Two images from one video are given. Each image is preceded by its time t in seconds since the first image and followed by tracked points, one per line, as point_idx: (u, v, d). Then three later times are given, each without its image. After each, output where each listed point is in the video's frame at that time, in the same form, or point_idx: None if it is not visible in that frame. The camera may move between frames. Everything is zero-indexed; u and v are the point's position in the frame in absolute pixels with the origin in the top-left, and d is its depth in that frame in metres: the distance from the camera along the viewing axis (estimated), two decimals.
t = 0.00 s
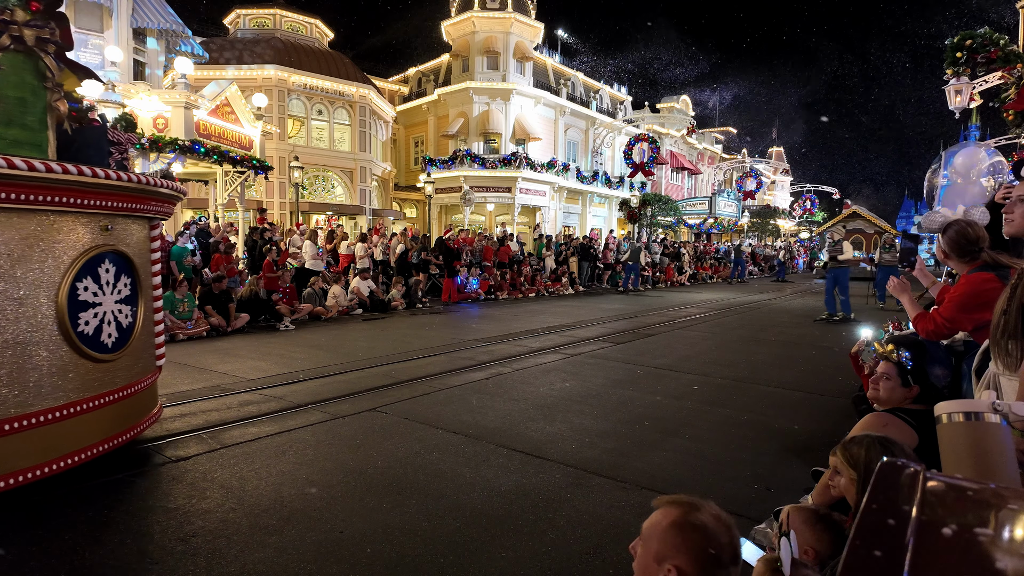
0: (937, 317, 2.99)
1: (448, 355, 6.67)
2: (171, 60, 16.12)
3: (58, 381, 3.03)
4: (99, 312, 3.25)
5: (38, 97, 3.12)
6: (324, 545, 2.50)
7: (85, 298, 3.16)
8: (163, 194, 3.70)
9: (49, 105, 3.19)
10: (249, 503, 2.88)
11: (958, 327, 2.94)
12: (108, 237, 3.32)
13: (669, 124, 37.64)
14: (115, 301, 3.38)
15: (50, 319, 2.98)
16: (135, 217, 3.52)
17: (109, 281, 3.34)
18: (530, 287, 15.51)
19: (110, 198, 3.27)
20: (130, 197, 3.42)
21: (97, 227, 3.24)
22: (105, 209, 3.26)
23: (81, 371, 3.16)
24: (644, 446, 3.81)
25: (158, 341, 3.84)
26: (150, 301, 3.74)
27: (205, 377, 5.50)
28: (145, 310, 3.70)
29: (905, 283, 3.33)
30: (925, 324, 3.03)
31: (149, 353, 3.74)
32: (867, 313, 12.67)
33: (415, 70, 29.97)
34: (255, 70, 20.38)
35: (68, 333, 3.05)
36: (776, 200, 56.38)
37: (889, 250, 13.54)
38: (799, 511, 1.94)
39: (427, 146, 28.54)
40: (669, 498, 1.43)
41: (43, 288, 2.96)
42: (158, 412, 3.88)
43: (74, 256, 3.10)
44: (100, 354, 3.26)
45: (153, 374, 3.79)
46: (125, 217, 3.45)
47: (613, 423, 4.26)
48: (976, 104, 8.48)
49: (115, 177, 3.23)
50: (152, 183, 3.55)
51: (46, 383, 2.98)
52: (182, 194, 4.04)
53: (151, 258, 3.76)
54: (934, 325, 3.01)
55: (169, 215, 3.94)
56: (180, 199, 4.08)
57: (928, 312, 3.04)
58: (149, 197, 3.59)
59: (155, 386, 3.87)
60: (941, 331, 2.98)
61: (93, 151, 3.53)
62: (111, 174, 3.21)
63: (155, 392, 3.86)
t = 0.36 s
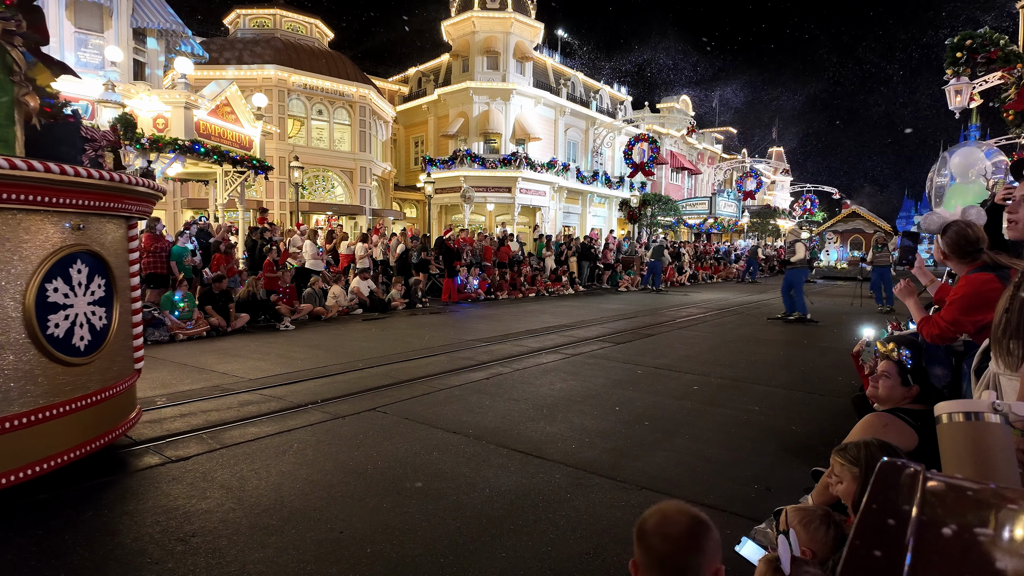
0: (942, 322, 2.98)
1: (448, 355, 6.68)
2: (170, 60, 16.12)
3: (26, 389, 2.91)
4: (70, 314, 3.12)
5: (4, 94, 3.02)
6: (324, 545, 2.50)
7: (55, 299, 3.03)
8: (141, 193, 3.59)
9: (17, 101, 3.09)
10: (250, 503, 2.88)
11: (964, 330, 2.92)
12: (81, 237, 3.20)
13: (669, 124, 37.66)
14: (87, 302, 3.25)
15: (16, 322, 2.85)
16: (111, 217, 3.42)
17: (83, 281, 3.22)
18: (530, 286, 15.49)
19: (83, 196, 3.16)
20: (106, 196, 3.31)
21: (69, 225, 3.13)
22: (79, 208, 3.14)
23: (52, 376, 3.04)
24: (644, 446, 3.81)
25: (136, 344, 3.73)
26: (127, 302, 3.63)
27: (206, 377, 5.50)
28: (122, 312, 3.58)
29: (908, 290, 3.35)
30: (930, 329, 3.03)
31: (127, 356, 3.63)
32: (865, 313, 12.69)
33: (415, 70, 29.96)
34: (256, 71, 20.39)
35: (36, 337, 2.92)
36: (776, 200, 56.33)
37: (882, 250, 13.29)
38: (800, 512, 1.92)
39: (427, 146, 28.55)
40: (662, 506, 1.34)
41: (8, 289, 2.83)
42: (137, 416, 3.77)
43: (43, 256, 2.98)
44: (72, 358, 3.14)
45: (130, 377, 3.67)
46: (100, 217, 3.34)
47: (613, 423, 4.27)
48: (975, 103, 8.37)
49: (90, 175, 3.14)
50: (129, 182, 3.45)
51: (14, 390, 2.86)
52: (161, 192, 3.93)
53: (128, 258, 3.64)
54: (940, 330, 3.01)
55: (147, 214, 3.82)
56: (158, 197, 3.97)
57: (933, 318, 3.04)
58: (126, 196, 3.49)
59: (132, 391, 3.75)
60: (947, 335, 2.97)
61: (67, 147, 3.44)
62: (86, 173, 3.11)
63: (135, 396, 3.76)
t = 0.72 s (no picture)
0: (942, 324, 2.99)
1: (447, 355, 6.68)
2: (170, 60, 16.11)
3: None
4: (38, 316, 3.04)
5: None
6: (324, 545, 2.50)
7: (21, 301, 2.95)
8: (115, 191, 3.51)
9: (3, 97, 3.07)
10: (249, 503, 2.87)
11: (964, 332, 2.92)
12: (49, 236, 3.12)
13: (669, 124, 37.65)
14: (56, 304, 3.17)
15: None
16: (81, 216, 3.33)
17: (51, 282, 3.14)
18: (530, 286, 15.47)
19: (53, 195, 3.09)
20: (77, 194, 3.23)
21: (36, 224, 3.05)
22: (47, 207, 3.07)
23: (20, 380, 2.95)
24: (644, 446, 3.81)
25: (111, 347, 3.66)
26: (102, 304, 3.55)
27: (205, 377, 5.49)
28: (95, 314, 3.50)
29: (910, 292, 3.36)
30: (931, 332, 3.03)
31: (101, 359, 3.55)
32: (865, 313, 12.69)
33: (415, 70, 29.96)
34: (256, 71, 20.40)
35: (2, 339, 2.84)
36: (777, 200, 56.28)
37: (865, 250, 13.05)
38: (799, 511, 1.91)
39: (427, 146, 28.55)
40: (651, 510, 1.34)
41: None
42: (112, 421, 3.68)
43: (9, 255, 2.90)
44: (41, 361, 3.06)
45: (105, 380, 3.59)
46: (70, 216, 3.26)
47: (613, 423, 4.27)
48: (975, 103, 8.34)
49: (60, 173, 3.06)
50: (102, 180, 3.37)
51: None
52: (138, 191, 3.86)
53: (102, 259, 3.57)
54: (941, 333, 3.01)
55: (124, 213, 3.75)
56: (136, 196, 3.89)
57: (933, 320, 3.05)
58: (99, 195, 3.41)
59: (108, 394, 3.67)
60: (949, 337, 2.96)
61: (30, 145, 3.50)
62: (56, 170, 3.03)
63: (110, 400, 3.68)
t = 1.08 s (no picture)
0: (945, 322, 2.98)
1: (447, 355, 6.68)
2: (170, 60, 16.12)
3: None
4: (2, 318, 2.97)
5: None
6: (323, 545, 2.50)
7: None
8: (87, 189, 3.46)
9: None
10: (249, 503, 2.88)
11: (966, 330, 2.92)
12: (13, 235, 3.06)
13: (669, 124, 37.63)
14: (23, 306, 3.11)
15: None
16: (50, 214, 3.27)
17: (16, 282, 3.07)
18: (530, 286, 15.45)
19: (18, 192, 3.04)
20: (44, 192, 3.18)
21: None
22: (11, 204, 3.01)
23: None
24: (644, 446, 3.81)
25: (86, 349, 3.58)
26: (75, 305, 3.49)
27: (205, 378, 5.49)
28: (68, 315, 3.44)
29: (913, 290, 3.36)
30: (933, 330, 3.03)
31: (74, 361, 3.48)
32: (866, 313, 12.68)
33: (415, 70, 29.96)
34: (256, 71, 20.41)
35: None
36: (777, 200, 56.27)
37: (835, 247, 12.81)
38: (796, 513, 1.91)
39: (427, 146, 28.55)
40: (653, 513, 1.33)
41: None
42: (87, 426, 3.60)
43: None
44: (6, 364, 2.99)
45: (79, 384, 3.51)
46: (38, 214, 3.20)
47: (613, 423, 4.27)
48: (975, 102, 8.32)
49: (21, 169, 3.00)
50: (72, 178, 3.32)
51: None
52: (114, 190, 3.81)
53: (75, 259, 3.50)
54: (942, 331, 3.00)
55: (98, 212, 3.70)
56: (112, 195, 3.85)
57: (934, 318, 3.04)
58: (70, 193, 3.36)
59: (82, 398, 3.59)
60: (951, 336, 2.95)
61: None
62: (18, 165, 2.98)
63: (85, 404, 3.60)
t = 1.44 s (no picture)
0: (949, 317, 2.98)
1: (447, 355, 6.68)
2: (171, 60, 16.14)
3: None
4: None
5: None
6: (323, 545, 2.50)
7: None
8: (58, 188, 3.41)
9: None
10: (250, 503, 2.88)
11: (970, 326, 2.92)
12: None
13: (669, 124, 37.62)
14: None
15: None
16: (21, 213, 3.23)
17: None
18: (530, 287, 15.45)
19: None
20: (14, 190, 3.13)
21: None
22: None
23: None
24: (645, 446, 3.81)
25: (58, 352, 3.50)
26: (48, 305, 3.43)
27: (204, 378, 5.49)
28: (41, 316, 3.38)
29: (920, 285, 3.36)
30: (936, 325, 3.03)
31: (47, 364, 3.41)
32: (866, 313, 12.68)
33: (415, 70, 29.96)
34: (256, 71, 20.42)
35: None
36: (777, 200, 56.29)
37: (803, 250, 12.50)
38: (795, 510, 1.90)
39: (427, 146, 28.54)
40: (660, 512, 1.33)
41: None
42: (58, 430, 3.52)
43: None
44: None
45: (50, 388, 3.43)
46: (8, 214, 3.16)
47: (613, 423, 4.27)
48: (974, 103, 8.33)
49: None
50: (42, 176, 3.27)
51: None
52: (88, 188, 3.76)
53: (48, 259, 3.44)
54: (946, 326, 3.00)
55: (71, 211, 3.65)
56: (86, 193, 3.80)
57: (939, 313, 3.04)
58: (41, 191, 3.31)
59: (54, 402, 3.51)
60: (955, 332, 2.95)
61: None
62: None
63: (57, 408, 3.52)
